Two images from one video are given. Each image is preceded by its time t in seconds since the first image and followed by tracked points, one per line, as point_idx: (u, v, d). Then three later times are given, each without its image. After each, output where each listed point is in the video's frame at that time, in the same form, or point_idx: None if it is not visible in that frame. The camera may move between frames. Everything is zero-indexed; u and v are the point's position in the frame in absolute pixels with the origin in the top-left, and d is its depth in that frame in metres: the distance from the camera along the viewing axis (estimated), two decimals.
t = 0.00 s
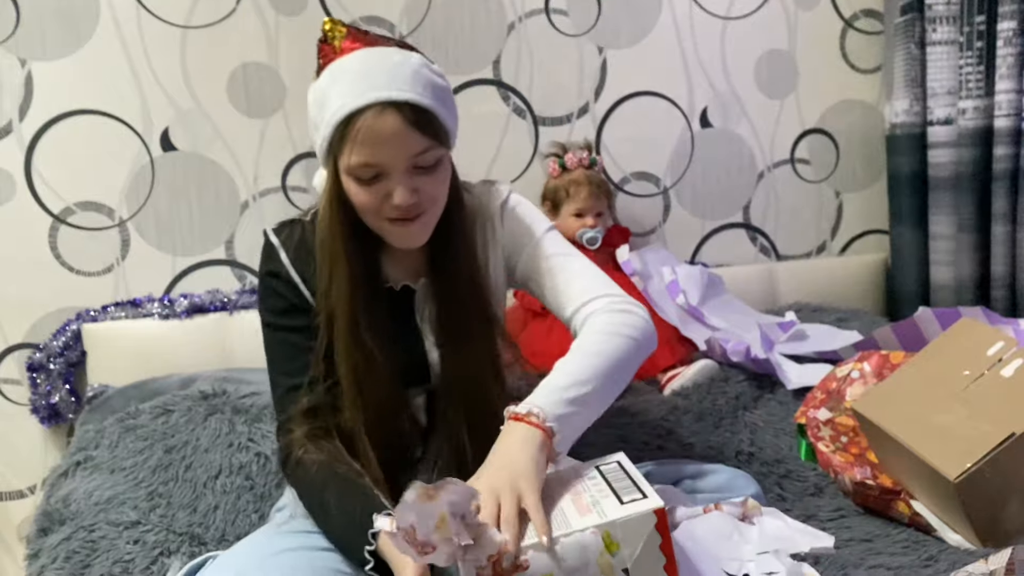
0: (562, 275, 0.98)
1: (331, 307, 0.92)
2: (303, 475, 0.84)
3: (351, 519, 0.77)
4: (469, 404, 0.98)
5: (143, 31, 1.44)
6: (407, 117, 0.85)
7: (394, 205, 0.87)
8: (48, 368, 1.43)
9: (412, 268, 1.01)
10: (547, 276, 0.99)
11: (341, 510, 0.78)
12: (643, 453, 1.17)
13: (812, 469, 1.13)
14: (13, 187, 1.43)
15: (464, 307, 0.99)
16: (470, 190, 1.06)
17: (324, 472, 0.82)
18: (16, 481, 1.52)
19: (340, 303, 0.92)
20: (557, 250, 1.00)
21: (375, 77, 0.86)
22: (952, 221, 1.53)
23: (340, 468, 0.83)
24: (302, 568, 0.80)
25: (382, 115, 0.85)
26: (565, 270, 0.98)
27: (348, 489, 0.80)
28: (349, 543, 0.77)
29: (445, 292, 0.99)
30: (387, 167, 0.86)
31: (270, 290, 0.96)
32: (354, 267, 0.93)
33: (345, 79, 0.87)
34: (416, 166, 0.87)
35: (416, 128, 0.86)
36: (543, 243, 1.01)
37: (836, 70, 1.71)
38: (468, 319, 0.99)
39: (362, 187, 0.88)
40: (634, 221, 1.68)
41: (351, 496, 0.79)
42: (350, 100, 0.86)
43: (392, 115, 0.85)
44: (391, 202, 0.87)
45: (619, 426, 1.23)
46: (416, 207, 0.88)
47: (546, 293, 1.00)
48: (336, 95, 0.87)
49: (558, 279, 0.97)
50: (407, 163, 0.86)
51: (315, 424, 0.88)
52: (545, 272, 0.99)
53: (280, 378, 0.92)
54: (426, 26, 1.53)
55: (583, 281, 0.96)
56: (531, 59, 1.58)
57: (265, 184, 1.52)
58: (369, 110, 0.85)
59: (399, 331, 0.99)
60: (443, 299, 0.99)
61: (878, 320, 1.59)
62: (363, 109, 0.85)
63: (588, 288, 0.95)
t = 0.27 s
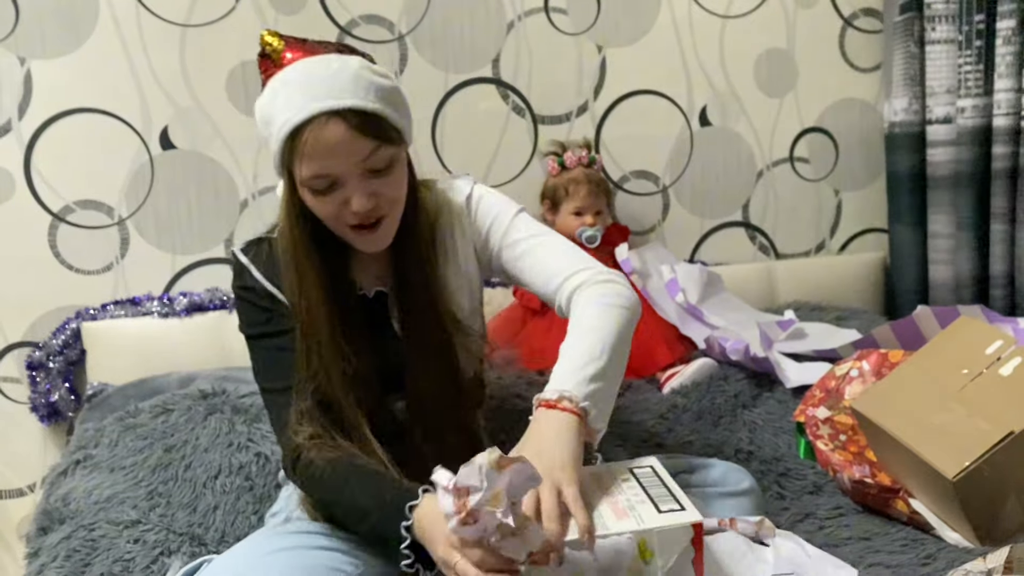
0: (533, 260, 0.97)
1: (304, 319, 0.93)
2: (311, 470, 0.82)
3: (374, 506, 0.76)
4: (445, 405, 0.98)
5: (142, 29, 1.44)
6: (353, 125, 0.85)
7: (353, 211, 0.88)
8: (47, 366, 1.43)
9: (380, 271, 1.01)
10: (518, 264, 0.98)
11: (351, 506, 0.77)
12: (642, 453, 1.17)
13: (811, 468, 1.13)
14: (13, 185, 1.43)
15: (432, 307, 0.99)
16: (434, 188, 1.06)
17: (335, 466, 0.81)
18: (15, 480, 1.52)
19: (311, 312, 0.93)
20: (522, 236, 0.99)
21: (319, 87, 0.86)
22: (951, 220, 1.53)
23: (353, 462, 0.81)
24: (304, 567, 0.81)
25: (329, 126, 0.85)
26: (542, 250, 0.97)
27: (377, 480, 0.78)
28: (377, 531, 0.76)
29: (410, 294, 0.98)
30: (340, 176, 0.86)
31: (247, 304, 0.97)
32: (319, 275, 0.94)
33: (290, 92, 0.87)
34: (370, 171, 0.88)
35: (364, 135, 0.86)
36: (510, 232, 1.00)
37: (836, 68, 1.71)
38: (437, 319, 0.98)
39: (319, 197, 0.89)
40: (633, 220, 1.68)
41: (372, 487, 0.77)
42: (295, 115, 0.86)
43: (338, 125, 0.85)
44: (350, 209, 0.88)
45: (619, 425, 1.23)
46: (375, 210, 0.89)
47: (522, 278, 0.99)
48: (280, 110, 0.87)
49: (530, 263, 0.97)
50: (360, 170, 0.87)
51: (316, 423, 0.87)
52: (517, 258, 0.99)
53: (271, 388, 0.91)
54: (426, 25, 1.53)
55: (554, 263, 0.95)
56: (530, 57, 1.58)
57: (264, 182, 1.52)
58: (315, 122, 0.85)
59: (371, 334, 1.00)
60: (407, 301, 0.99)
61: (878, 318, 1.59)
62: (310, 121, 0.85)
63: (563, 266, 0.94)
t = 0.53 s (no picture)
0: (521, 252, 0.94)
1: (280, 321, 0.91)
2: (315, 458, 0.77)
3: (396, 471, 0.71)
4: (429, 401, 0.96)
5: (141, 28, 1.43)
6: (320, 122, 0.83)
7: (328, 210, 0.86)
8: (46, 365, 1.43)
9: (358, 271, 1.00)
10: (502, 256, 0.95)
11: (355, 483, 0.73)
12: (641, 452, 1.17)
13: (810, 467, 1.13)
14: (12, 184, 1.43)
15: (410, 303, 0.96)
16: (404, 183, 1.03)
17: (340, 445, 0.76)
18: (15, 479, 1.52)
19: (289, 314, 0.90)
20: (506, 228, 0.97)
21: (285, 87, 0.84)
22: (950, 218, 1.53)
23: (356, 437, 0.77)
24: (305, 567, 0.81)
25: (296, 125, 0.83)
26: (531, 242, 0.94)
27: (395, 442, 0.73)
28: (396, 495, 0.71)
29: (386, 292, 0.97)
30: (312, 173, 0.84)
31: (232, 302, 0.94)
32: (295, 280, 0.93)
33: (254, 95, 0.84)
34: (342, 166, 0.86)
35: (333, 131, 0.84)
36: (492, 225, 0.98)
37: (836, 67, 1.71)
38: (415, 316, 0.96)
39: (293, 198, 0.86)
40: (632, 219, 1.68)
41: (390, 449, 0.73)
42: (260, 118, 0.84)
43: (306, 123, 0.83)
44: (325, 207, 0.86)
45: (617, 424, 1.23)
46: (352, 206, 0.87)
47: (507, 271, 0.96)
48: (245, 115, 0.85)
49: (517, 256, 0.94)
50: (332, 167, 0.85)
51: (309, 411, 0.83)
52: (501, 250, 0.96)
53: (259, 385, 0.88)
54: (425, 23, 1.52)
55: (538, 257, 0.93)
56: (529, 56, 1.58)
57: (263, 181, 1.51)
58: (281, 123, 0.83)
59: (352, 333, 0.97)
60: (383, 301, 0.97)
61: (877, 317, 1.59)
62: (278, 122, 0.83)
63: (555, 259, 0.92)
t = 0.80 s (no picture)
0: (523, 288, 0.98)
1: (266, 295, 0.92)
2: (294, 418, 0.80)
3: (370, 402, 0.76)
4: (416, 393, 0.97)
5: (143, 28, 1.44)
6: (327, 107, 0.85)
7: (330, 195, 0.87)
8: (49, 364, 1.44)
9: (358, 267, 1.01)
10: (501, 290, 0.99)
11: (332, 425, 0.77)
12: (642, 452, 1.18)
13: (809, 465, 1.14)
14: (14, 183, 1.43)
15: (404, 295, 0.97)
16: (416, 185, 1.04)
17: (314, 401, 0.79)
18: (17, 477, 1.52)
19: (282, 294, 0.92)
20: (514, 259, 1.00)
21: (293, 72, 0.85)
22: (950, 218, 1.54)
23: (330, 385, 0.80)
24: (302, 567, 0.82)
25: (303, 110, 0.84)
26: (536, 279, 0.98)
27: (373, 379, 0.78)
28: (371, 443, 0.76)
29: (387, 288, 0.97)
30: (316, 159, 0.85)
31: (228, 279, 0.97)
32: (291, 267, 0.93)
33: (264, 79, 0.86)
34: (346, 153, 0.87)
35: (338, 116, 0.85)
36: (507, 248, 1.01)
37: (836, 67, 1.72)
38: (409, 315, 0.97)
39: (296, 182, 0.87)
40: (631, 219, 1.68)
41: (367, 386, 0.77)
42: (268, 100, 0.85)
43: (313, 108, 0.84)
44: (327, 192, 0.87)
45: (618, 424, 1.23)
46: (354, 193, 0.88)
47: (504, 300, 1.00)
48: (254, 97, 0.86)
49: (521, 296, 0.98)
50: (337, 153, 0.86)
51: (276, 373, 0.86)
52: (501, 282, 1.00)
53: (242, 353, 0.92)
54: (426, 23, 1.53)
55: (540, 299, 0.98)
56: (530, 56, 1.58)
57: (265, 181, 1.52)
58: (288, 106, 0.84)
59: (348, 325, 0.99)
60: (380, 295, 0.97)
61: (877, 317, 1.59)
62: (285, 106, 0.84)
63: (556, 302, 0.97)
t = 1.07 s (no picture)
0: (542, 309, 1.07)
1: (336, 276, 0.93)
2: (346, 425, 0.83)
3: (434, 438, 0.78)
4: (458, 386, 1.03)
5: (143, 25, 1.44)
6: (397, 87, 0.86)
7: (386, 175, 0.89)
8: (49, 362, 1.44)
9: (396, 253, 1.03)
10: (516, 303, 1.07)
11: (389, 447, 0.79)
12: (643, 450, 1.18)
13: (811, 463, 1.14)
14: (14, 181, 1.43)
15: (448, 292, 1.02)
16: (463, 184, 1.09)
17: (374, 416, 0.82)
18: (16, 475, 1.52)
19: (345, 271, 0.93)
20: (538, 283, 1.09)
21: (367, 49, 0.87)
22: (952, 216, 1.53)
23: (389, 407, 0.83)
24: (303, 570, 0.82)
25: (374, 86, 0.85)
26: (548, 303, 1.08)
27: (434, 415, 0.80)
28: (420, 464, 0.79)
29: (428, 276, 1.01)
30: (380, 138, 0.87)
31: (268, 265, 0.96)
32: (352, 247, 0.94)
33: (335, 54, 0.88)
34: (409, 136, 0.89)
35: (408, 97, 0.87)
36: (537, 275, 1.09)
37: (837, 65, 1.71)
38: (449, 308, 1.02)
39: (354, 158, 0.89)
40: (632, 217, 1.68)
41: (429, 421, 0.80)
42: (341, 73, 0.86)
43: (384, 86, 0.86)
44: (384, 172, 0.88)
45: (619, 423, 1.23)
46: (409, 176, 0.90)
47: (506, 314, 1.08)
48: (326, 69, 0.87)
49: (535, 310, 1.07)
50: (400, 135, 0.88)
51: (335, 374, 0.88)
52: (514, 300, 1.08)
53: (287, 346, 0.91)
54: (427, 20, 1.52)
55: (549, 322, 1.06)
56: (531, 54, 1.58)
57: (265, 178, 1.52)
58: (359, 82, 0.86)
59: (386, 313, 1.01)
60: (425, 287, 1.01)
61: (878, 315, 1.59)
62: (354, 80, 0.86)
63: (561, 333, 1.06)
